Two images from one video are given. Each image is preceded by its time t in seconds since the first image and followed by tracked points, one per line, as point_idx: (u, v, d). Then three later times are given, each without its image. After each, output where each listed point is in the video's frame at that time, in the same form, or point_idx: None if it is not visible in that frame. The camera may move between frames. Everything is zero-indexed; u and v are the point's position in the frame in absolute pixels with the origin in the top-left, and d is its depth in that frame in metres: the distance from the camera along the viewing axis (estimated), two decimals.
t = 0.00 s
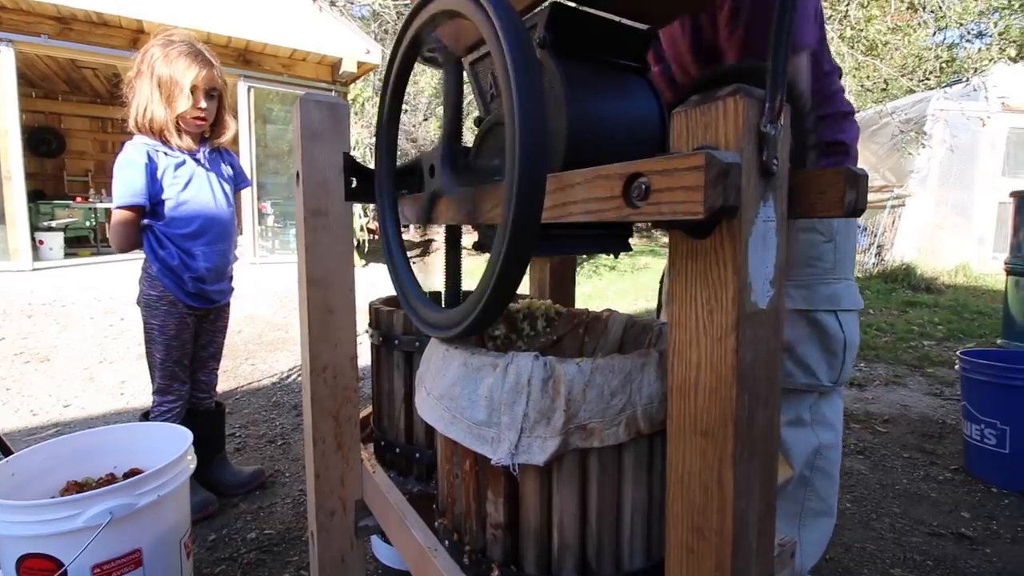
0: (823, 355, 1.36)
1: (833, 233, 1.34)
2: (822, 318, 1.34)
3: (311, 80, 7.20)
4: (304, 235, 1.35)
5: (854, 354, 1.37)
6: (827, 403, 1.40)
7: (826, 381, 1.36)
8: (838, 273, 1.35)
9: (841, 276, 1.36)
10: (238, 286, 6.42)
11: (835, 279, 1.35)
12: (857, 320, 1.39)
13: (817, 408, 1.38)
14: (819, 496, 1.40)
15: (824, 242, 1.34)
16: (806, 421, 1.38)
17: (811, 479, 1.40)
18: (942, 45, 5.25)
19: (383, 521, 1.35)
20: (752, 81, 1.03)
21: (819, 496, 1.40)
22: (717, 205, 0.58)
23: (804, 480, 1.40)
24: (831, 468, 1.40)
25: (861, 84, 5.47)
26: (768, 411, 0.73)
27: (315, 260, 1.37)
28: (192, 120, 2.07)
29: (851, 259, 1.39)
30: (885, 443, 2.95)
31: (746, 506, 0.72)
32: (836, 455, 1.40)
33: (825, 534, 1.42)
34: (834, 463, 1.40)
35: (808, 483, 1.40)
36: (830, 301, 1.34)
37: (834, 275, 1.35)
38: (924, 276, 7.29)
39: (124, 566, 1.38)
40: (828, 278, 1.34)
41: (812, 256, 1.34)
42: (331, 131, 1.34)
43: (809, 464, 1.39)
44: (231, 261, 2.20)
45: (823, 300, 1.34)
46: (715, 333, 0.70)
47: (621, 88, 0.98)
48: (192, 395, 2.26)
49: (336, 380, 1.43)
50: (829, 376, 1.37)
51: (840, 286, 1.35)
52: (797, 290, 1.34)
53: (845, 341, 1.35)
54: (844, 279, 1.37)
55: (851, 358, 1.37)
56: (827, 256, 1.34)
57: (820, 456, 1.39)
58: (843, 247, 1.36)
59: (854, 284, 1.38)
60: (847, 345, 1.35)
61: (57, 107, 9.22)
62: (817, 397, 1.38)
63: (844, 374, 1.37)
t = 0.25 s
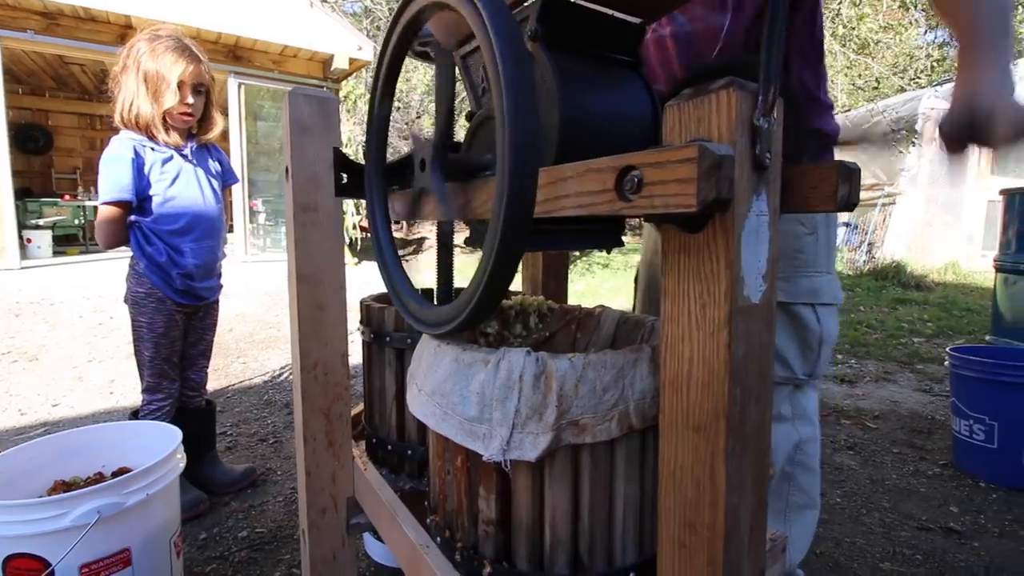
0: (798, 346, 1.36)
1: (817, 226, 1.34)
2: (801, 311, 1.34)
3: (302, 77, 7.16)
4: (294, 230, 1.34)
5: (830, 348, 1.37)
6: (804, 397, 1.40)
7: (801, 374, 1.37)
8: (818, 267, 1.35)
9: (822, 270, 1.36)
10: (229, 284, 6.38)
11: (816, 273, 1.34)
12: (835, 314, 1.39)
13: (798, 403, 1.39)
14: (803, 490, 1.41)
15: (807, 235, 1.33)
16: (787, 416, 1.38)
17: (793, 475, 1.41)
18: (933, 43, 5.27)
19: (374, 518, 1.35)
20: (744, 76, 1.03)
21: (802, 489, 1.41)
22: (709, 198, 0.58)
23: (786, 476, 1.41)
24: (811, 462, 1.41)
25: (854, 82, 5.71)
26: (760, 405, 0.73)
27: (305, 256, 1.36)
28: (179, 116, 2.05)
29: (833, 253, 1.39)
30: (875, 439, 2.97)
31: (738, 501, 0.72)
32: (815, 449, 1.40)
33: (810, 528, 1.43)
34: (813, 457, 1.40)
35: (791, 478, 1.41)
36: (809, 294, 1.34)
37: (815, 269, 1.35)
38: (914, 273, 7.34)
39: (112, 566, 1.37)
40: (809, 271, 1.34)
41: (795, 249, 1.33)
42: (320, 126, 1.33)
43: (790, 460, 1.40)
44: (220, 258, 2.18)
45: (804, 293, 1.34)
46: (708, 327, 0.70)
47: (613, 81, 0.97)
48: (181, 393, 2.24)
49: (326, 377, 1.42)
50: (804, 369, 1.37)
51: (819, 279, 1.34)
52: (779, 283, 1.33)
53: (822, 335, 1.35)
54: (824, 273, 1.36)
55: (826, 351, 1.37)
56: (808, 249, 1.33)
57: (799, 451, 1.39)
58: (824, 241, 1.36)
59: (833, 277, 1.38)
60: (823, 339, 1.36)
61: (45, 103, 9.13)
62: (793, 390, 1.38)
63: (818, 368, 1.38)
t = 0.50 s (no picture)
0: (773, 337, 1.37)
1: (790, 217, 1.35)
2: (773, 302, 1.36)
3: (286, 68, 7.07)
4: (275, 222, 1.32)
5: (806, 340, 1.37)
6: (778, 389, 1.40)
7: (776, 365, 1.38)
8: (791, 257, 1.36)
9: (795, 261, 1.37)
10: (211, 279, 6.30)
11: (788, 264, 1.36)
12: (811, 305, 1.40)
13: (775, 395, 1.39)
14: (780, 483, 1.42)
15: (779, 226, 1.34)
16: (764, 409, 1.39)
17: (769, 468, 1.42)
18: (915, 42, 5.34)
19: (357, 514, 1.33)
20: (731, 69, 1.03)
21: (778, 482, 1.42)
22: (693, 188, 0.57)
23: (763, 469, 1.42)
24: (788, 454, 1.41)
25: (837, 79, 5.86)
26: (743, 399, 0.73)
27: (287, 248, 1.34)
28: (157, 105, 2.01)
29: (808, 245, 1.40)
30: (855, 431, 3.00)
31: (720, 494, 0.72)
32: (792, 441, 1.41)
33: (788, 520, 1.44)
34: (789, 450, 1.41)
35: (767, 471, 1.42)
36: (782, 285, 1.35)
37: (787, 260, 1.36)
38: (894, 269, 7.44)
39: (88, 564, 1.35)
40: (780, 262, 1.35)
41: (767, 240, 1.35)
42: (302, 116, 1.31)
43: (766, 453, 1.41)
44: (199, 251, 2.15)
45: (776, 283, 1.35)
46: (692, 320, 0.69)
47: (598, 73, 0.96)
48: (161, 388, 2.21)
49: (308, 372, 1.40)
50: (780, 360, 1.38)
51: (792, 270, 1.36)
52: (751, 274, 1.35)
53: (796, 326, 1.36)
54: (798, 264, 1.37)
55: (802, 343, 1.37)
56: (781, 240, 1.35)
57: (774, 444, 1.40)
58: (797, 232, 1.37)
59: (808, 269, 1.38)
60: (798, 331, 1.36)
61: (21, 93, 8.94)
62: (768, 381, 1.39)
63: (795, 360, 1.38)
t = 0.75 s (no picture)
0: (761, 334, 1.37)
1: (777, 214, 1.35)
2: (761, 299, 1.34)
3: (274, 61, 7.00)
4: (259, 216, 1.30)
5: (795, 336, 1.37)
6: (770, 383, 1.41)
7: (765, 362, 1.38)
8: (779, 255, 1.35)
9: (784, 258, 1.36)
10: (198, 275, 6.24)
11: (777, 261, 1.35)
12: (801, 302, 1.39)
13: (762, 389, 1.40)
14: (772, 477, 1.42)
15: (765, 224, 1.34)
16: (753, 403, 1.40)
17: (761, 461, 1.42)
18: (903, 39, 5.36)
19: (345, 511, 1.32)
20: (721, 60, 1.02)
21: (769, 475, 1.42)
22: (683, 180, 0.56)
23: (754, 463, 1.42)
24: (780, 448, 1.42)
25: (826, 77, 5.67)
26: (732, 393, 0.73)
27: (272, 242, 1.32)
28: (139, 96, 1.99)
29: (798, 241, 1.39)
30: (843, 425, 3.02)
31: (709, 489, 0.71)
32: (783, 436, 1.42)
33: (778, 515, 1.43)
34: (781, 444, 1.42)
35: (760, 465, 1.42)
36: (771, 282, 1.34)
37: (774, 257, 1.35)
38: (881, 265, 7.49)
39: (70, 565, 1.33)
40: (768, 259, 1.34)
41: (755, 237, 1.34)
42: (286, 108, 1.29)
43: (757, 447, 1.41)
44: (182, 246, 2.12)
45: (764, 281, 1.35)
46: (681, 315, 0.69)
47: (588, 65, 0.95)
48: (146, 385, 2.18)
49: (295, 368, 1.39)
50: (768, 356, 1.38)
51: (781, 267, 1.35)
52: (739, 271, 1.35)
53: (784, 322, 1.35)
54: (788, 261, 1.36)
55: (790, 339, 1.37)
56: (767, 238, 1.34)
57: (766, 439, 1.41)
58: (785, 229, 1.36)
59: (798, 265, 1.38)
60: (787, 327, 1.36)
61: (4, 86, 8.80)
62: (757, 377, 1.40)
63: (783, 355, 1.38)
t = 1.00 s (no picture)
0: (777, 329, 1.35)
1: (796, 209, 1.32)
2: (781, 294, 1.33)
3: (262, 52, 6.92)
4: (244, 207, 1.28)
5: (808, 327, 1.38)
6: (782, 373, 1.41)
7: (781, 355, 1.37)
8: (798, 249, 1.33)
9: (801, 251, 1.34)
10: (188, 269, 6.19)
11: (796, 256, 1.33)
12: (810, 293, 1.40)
13: (775, 380, 1.39)
14: (774, 465, 1.43)
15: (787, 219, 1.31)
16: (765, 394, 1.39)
17: (765, 449, 1.42)
18: (895, 30, 5.36)
19: (335, 505, 1.31)
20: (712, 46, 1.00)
21: (772, 463, 1.43)
22: (674, 165, 0.55)
23: (760, 449, 1.42)
24: (785, 438, 1.43)
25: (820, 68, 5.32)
26: (725, 383, 0.72)
27: (258, 233, 1.30)
28: (120, 85, 1.95)
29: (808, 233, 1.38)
30: (834, 414, 3.03)
31: (701, 480, 0.71)
32: (789, 426, 1.43)
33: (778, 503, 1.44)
34: (787, 433, 1.43)
35: (763, 453, 1.42)
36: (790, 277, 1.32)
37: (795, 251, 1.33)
38: (871, 256, 7.52)
39: (57, 562, 1.32)
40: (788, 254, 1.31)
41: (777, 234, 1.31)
42: (270, 96, 1.27)
43: (765, 435, 1.41)
44: (167, 239, 2.10)
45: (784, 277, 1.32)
46: (673, 304, 0.68)
47: (578, 50, 0.93)
48: (133, 380, 2.16)
49: (283, 362, 1.37)
50: (783, 349, 1.37)
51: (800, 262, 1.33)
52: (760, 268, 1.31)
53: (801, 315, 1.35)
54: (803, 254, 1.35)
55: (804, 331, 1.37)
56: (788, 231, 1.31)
57: (774, 428, 1.41)
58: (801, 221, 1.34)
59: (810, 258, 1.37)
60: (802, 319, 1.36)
61: None
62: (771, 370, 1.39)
63: (796, 347, 1.39)
